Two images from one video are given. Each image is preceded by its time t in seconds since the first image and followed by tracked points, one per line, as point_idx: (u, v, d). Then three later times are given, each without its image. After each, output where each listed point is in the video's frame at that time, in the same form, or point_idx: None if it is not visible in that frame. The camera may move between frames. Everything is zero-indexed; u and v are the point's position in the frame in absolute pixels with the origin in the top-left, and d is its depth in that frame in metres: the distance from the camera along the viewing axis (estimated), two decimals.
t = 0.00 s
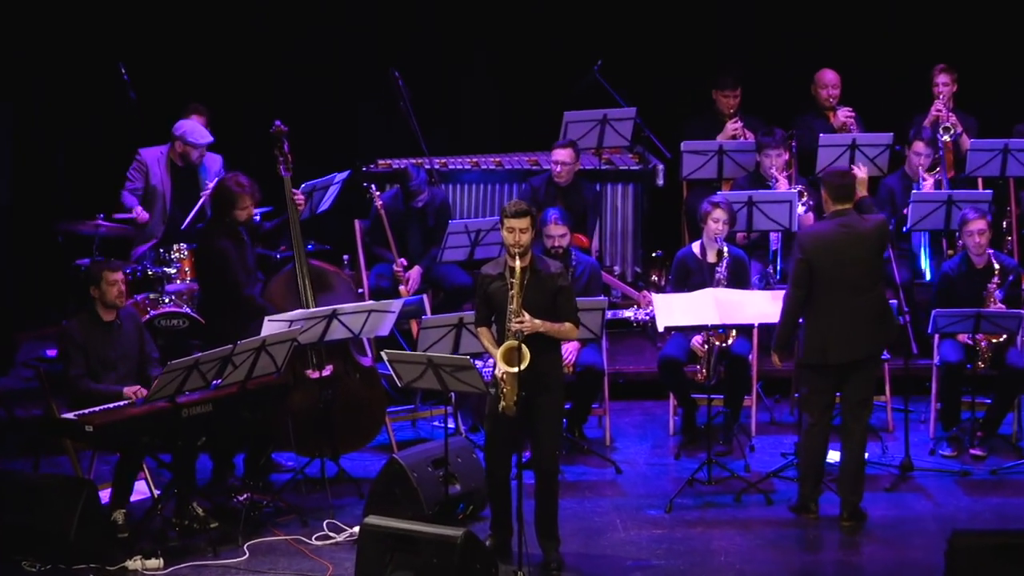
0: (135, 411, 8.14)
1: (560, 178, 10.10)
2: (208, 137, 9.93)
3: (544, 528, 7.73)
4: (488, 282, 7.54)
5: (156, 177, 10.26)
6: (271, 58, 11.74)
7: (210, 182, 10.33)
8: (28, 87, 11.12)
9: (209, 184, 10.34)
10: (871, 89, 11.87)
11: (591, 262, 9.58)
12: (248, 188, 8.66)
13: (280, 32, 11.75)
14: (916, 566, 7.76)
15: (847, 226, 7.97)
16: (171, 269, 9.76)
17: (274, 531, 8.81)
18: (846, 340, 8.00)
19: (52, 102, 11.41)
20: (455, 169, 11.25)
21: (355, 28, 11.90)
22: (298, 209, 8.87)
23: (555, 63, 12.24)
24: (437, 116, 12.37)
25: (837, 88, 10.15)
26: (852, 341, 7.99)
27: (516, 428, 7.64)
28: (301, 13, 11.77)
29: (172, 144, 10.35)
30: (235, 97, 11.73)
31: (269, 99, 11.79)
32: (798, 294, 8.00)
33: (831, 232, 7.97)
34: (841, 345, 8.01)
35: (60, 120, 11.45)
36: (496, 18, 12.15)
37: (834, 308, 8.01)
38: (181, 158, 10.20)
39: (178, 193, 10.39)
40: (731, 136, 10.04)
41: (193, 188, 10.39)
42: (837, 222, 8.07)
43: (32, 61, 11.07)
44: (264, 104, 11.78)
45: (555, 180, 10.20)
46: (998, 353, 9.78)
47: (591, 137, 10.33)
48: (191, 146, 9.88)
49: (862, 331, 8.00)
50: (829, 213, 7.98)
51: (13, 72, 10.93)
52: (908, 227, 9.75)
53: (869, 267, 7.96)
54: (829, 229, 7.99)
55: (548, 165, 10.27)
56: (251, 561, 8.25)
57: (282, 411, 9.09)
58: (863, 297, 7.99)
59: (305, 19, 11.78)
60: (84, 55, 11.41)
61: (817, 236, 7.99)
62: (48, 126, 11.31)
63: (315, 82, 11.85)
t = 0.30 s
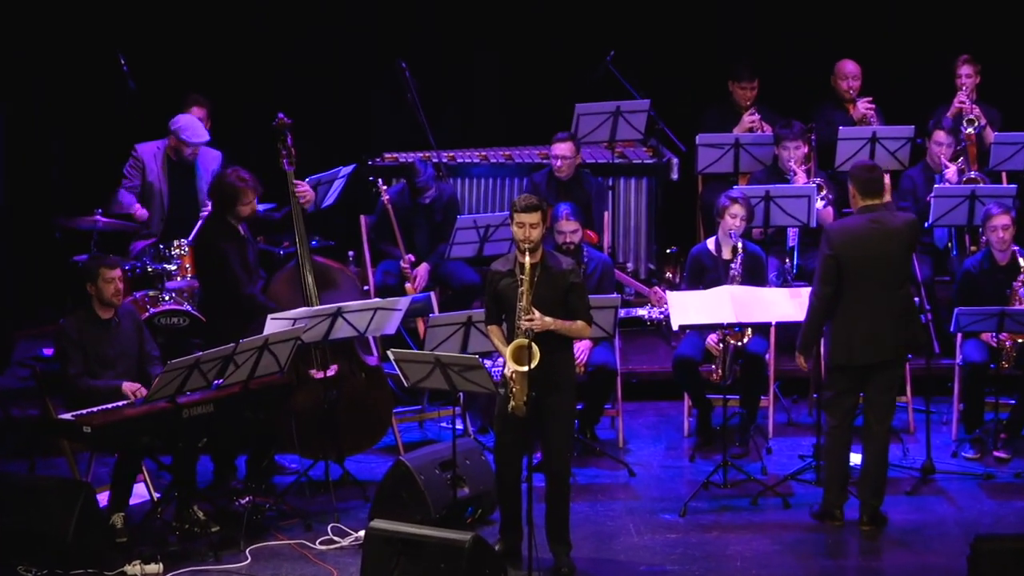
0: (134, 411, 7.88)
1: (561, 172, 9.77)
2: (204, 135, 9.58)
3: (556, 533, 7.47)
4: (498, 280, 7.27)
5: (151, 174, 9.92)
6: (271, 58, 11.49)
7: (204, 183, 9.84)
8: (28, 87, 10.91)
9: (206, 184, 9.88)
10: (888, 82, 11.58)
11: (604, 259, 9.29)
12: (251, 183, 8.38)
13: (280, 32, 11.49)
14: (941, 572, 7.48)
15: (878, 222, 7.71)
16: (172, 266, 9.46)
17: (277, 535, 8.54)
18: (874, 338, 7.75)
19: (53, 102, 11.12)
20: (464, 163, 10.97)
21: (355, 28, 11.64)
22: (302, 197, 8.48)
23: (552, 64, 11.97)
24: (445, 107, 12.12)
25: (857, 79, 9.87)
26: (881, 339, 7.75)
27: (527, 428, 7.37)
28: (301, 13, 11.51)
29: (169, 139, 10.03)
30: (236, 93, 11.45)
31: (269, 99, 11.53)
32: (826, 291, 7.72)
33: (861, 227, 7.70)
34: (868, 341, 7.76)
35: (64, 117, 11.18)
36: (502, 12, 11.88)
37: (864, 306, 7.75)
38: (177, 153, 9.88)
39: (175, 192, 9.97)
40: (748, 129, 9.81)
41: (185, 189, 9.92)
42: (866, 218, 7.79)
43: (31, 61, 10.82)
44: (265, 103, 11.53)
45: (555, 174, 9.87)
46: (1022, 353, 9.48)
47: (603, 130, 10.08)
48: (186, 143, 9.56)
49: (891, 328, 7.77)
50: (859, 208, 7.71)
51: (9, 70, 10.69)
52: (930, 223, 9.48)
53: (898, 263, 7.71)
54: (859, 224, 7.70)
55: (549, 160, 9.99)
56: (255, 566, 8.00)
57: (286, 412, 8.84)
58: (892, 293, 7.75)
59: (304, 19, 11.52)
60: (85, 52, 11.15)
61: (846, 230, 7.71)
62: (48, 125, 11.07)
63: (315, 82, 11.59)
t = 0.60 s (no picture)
0: (130, 412, 7.66)
1: (558, 166, 9.54)
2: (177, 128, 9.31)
3: (562, 538, 7.23)
4: (505, 277, 7.03)
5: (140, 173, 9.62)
6: (271, 59, 11.28)
7: (195, 180, 9.50)
8: (27, 87, 11.00)
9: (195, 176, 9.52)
10: (903, 77, 11.32)
11: (612, 256, 9.06)
12: (241, 170, 8.17)
13: (280, 33, 11.28)
14: None
15: (893, 219, 7.45)
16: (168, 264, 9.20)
17: (277, 539, 8.30)
18: (889, 338, 7.52)
19: (53, 102, 11.09)
20: (467, 158, 10.76)
21: (355, 28, 11.41)
22: (299, 192, 8.10)
23: (553, 63, 11.75)
24: (449, 103, 11.89)
25: (871, 71, 9.66)
26: (896, 339, 7.52)
27: (533, 429, 7.14)
28: (301, 13, 11.30)
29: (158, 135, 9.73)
30: (235, 98, 11.29)
31: (269, 99, 11.32)
32: (839, 289, 7.49)
33: (877, 224, 7.46)
34: (883, 340, 7.53)
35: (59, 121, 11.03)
36: (506, 7, 11.66)
37: (880, 305, 7.52)
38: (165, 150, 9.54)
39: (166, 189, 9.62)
40: (758, 122, 9.56)
41: (174, 186, 9.55)
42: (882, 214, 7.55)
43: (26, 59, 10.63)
44: (265, 103, 11.32)
45: (552, 168, 9.64)
46: None
47: (611, 124, 9.83)
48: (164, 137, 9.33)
49: (907, 328, 7.54)
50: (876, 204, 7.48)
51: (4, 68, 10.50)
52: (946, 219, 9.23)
53: (915, 262, 7.48)
54: (875, 220, 7.47)
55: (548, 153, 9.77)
56: (252, 571, 7.77)
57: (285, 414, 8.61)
58: (909, 292, 7.52)
59: (304, 19, 11.31)
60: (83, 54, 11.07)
61: (861, 227, 7.48)
62: (46, 125, 11.03)
63: (316, 83, 11.38)
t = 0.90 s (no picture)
0: (122, 415, 7.36)
1: (561, 161, 9.30)
2: (185, 120, 9.08)
3: (567, 546, 6.95)
4: (513, 277, 6.79)
5: (127, 171, 9.17)
6: (271, 59, 11.04)
7: (184, 172, 9.32)
8: (27, 87, 10.68)
9: (185, 170, 9.31)
10: (917, 71, 11.05)
11: (619, 254, 8.80)
12: (257, 179, 7.95)
13: (280, 33, 11.04)
14: None
15: (910, 216, 7.18)
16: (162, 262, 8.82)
17: (273, 546, 8.03)
18: (907, 339, 7.23)
19: (49, 101, 10.76)
20: (470, 153, 10.48)
21: (355, 27, 11.17)
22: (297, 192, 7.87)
23: (552, 65, 11.53)
24: (451, 99, 11.64)
25: (886, 64, 9.40)
26: (914, 340, 7.23)
27: (539, 433, 6.87)
28: (301, 13, 11.06)
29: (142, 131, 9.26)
30: (234, 96, 11.04)
31: (268, 99, 11.07)
32: (855, 288, 7.20)
33: (893, 221, 7.18)
34: (900, 340, 7.24)
35: (58, 122, 10.80)
36: (511, 3, 11.40)
37: (897, 305, 7.24)
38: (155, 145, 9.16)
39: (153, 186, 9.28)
40: (771, 117, 9.40)
41: (163, 181, 9.29)
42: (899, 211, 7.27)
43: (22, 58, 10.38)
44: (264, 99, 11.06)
45: (557, 164, 9.38)
46: None
47: (618, 118, 9.60)
48: (165, 132, 8.99)
49: (925, 329, 7.25)
50: (893, 200, 7.20)
51: None
52: (963, 216, 8.94)
53: (934, 260, 7.19)
54: (892, 217, 7.19)
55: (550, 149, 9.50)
56: None
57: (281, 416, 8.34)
58: (927, 291, 7.24)
59: (304, 19, 11.07)
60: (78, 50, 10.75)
61: (878, 224, 7.20)
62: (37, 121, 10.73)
63: (316, 83, 11.14)
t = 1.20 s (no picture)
0: (113, 417, 7.20)
1: (568, 157, 9.10)
2: (181, 112, 8.89)
3: (571, 554, 6.72)
4: (518, 277, 6.59)
5: (119, 168, 8.94)
6: (271, 59, 10.84)
7: (179, 168, 9.14)
8: (27, 87, 10.44)
9: (180, 167, 9.14)
10: (930, 66, 10.82)
11: (624, 253, 8.56)
12: (258, 182, 7.72)
13: (280, 33, 10.84)
14: None
15: (922, 213, 6.94)
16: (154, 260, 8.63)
17: (269, 552, 7.80)
18: (916, 340, 6.99)
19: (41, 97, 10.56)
20: (470, 149, 10.24)
21: (355, 27, 10.96)
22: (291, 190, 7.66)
23: (554, 65, 11.31)
24: (452, 95, 11.42)
25: (899, 58, 9.18)
26: (924, 340, 6.99)
27: (542, 437, 6.65)
28: (301, 13, 10.86)
29: (134, 125, 9.06)
30: (233, 97, 10.84)
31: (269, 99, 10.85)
32: (864, 288, 6.94)
33: (905, 219, 6.94)
34: (911, 339, 7.00)
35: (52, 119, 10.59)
36: None
37: (907, 306, 6.99)
38: (150, 140, 8.98)
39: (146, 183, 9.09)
40: (780, 112, 9.16)
41: (158, 177, 9.09)
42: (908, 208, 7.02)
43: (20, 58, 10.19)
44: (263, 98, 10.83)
45: (564, 160, 9.18)
46: None
47: (624, 113, 9.42)
48: (161, 124, 8.79)
49: (936, 329, 7.01)
50: (903, 198, 6.95)
51: None
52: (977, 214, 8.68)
53: (946, 259, 6.96)
54: (903, 215, 6.94)
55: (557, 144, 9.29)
56: None
57: (277, 419, 8.11)
58: (939, 291, 7.01)
59: (305, 19, 10.87)
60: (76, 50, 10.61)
61: (887, 222, 6.95)
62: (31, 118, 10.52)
63: (316, 83, 10.93)
